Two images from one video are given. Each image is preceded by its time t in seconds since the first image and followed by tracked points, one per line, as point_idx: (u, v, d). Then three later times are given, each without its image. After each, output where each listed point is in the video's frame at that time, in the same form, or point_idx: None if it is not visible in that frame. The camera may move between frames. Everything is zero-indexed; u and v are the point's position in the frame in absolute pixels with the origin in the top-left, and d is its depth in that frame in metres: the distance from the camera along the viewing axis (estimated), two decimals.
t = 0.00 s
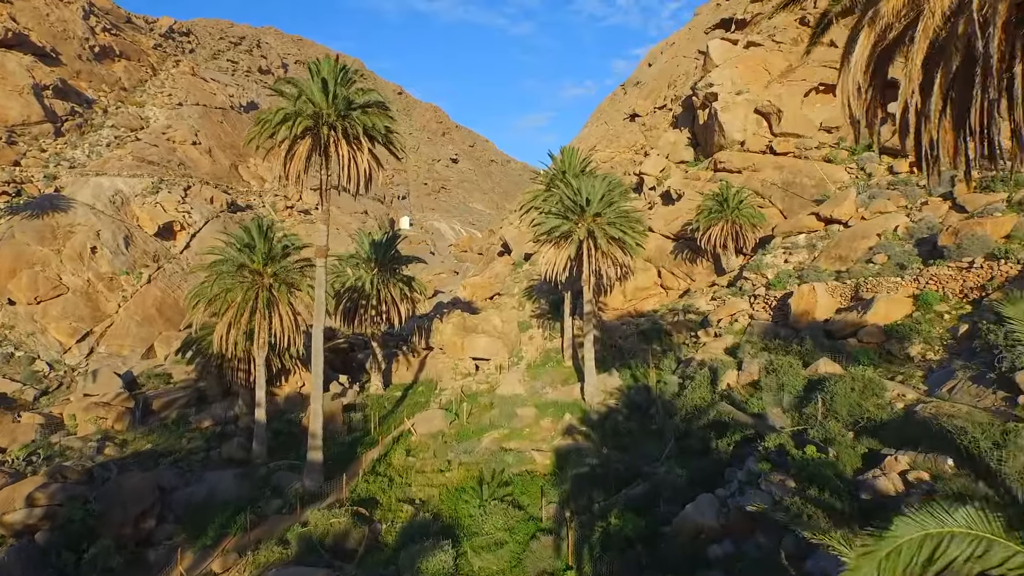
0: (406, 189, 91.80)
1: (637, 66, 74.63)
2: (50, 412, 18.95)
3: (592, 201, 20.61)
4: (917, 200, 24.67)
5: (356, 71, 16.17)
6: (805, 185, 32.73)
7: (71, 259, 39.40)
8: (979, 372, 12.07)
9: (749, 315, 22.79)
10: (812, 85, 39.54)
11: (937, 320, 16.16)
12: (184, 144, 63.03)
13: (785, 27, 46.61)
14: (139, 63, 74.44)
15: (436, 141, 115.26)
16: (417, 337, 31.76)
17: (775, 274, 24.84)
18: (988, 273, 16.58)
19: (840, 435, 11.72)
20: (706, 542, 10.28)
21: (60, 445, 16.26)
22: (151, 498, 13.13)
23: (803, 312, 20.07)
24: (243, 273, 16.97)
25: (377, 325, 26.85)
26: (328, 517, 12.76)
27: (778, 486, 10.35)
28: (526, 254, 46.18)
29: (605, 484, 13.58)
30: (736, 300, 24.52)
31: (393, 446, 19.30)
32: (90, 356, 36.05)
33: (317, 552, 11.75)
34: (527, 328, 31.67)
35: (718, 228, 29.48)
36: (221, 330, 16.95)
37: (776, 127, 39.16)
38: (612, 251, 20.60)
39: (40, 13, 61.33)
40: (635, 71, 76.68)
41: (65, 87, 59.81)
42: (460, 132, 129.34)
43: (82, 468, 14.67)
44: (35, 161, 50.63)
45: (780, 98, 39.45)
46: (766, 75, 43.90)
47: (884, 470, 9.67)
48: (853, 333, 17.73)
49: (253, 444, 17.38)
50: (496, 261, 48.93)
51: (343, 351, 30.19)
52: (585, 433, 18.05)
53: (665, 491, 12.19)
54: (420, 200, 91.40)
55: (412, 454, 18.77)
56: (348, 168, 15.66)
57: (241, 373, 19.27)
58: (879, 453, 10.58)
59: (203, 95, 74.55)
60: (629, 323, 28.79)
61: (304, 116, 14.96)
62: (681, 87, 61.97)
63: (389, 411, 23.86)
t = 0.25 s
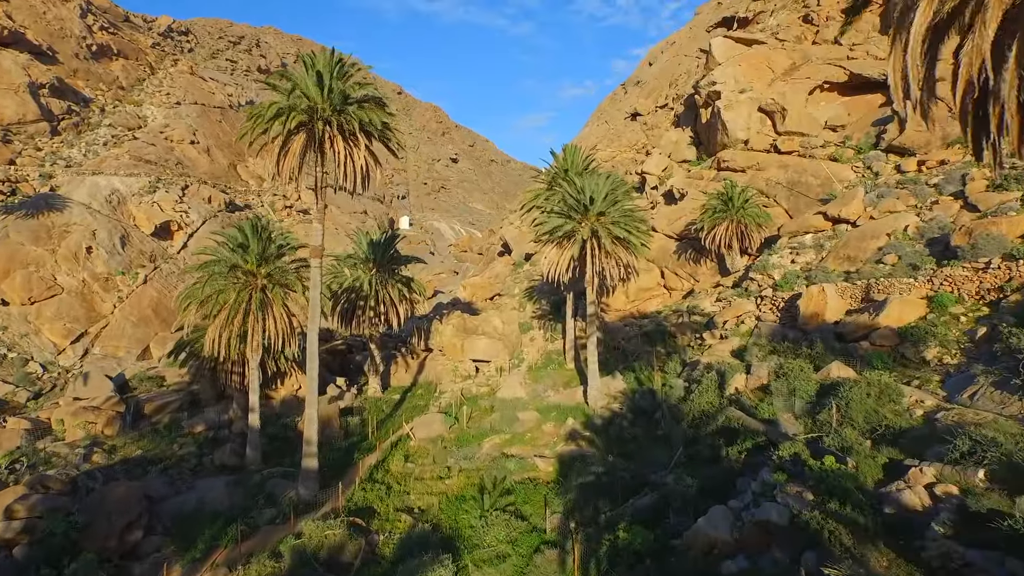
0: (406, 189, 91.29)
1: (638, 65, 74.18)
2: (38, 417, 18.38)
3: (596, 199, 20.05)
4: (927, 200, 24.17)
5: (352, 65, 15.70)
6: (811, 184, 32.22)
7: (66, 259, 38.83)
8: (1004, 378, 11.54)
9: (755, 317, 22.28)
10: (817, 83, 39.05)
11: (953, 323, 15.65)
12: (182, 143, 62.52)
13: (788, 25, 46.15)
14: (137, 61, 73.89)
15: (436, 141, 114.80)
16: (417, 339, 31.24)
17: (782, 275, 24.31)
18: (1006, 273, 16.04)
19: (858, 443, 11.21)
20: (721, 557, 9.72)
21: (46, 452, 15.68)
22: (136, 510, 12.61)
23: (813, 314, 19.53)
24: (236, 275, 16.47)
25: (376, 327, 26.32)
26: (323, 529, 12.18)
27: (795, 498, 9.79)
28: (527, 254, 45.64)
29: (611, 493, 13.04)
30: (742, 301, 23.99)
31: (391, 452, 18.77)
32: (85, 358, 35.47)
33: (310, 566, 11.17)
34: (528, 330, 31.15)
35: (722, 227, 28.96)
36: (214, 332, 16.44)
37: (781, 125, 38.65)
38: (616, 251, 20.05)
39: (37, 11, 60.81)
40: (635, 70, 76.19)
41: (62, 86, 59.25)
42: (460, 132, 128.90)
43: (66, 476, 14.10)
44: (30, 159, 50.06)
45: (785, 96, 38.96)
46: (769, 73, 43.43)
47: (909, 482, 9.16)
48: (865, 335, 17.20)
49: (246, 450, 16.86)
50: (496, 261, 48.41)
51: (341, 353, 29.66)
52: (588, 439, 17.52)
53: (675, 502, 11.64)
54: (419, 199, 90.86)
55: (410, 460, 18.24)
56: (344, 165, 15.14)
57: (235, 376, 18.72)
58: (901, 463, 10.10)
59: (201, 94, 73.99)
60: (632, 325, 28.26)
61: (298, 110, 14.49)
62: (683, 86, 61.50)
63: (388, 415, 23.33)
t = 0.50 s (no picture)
0: (406, 189, 90.82)
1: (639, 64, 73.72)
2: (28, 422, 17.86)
3: (601, 198, 19.56)
4: (938, 198, 23.70)
5: (350, 59, 15.23)
6: (817, 183, 31.74)
7: (61, 259, 38.29)
8: None
9: (763, 319, 21.81)
10: (822, 81, 38.59)
11: (971, 325, 15.16)
12: (180, 142, 62.04)
13: (792, 23, 45.71)
14: (136, 60, 73.34)
15: (436, 140, 114.33)
16: (417, 340, 30.75)
17: (789, 275, 23.83)
18: None
19: (879, 452, 10.72)
20: (737, 573, 9.21)
21: (34, 459, 15.19)
22: (125, 519, 12.31)
23: (823, 315, 19.02)
24: (230, 275, 15.99)
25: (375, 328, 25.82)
26: (319, 540, 11.68)
27: (815, 510, 9.30)
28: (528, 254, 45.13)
29: (619, 503, 12.55)
30: (749, 302, 23.50)
31: (390, 457, 18.28)
32: (80, 359, 34.92)
33: None
34: (529, 331, 30.66)
35: (728, 227, 28.46)
36: (207, 334, 15.93)
37: (785, 124, 38.18)
38: (622, 251, 19.55)
39: (34, 9, 60.30)
40: (636, 69, 75.69)
41: (59, 84, 58.71)
42: (460, 132, 128.42)
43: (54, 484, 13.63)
44: (26, 158, 49.55)
45: (789, 94, 38.50)
46: (773, 71, 42.96)
47: (938, 495, 8.69)
48: (878, 338, 16.70)
49: (242, 455, 16.38)
50: (497, 261, 47.91)
51: (339, 354, 29.15)
52: (594, 444, 17.05)
53: (688, 513, 11.16)
54: (419, 199, 90.35)
55: (411, 466, 17.75)
56: (342, 162, 14.68)
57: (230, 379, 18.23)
58: (926, 474, 9.63)
59: (199, 93, 73.40)
60: (636, 326, 27.77)
61: (293, 104, 14.02)
62: (685, 85, 61.03)
63: (387, 418, 22.83)
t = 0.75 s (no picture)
0: (406, 188, 90.34)
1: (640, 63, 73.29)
2: (19, 425, 17.36)
3: (607, 196, 19.07)
4: (949, 197, 23.24)
5: (349, 51, 14.72)
6: (824, 181, 31.28)
7: (57, 259, 37.74)
8: None
9: (772, 320, 21.35)
10: (827, 79, 38.13)
11: (990, 327, 14.69)
12: (178, 141, 61.55)
13: (796, 21, 45.26)
14: (134, 59, 72.77)
15: (436, 140, 113.87)
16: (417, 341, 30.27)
17: (798, 275, 23.36)
18: None
19: (903, 460, 10.24)
20: None
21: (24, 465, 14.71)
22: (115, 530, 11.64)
23: (835, 316, 18.53)
24: (226, 274, 15.50)
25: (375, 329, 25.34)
26: (318, 551, 11.19)
27: (841, 522, 8.80)
28: (530, 254, 44.64)
29: (630, 512, 12.07)
30: (758, 302, 23.02)
31: (391, 462, 17.81)
32: (76, 361, 34.38)
33: None
34: (532, 331, 30.19)
35: (734, 226, 27.98)
36: (202, 336, 15.42)
37: (790, 122, 37.71)
38: (628, 251, 19.07)
39: (31, 7, 59.82)
40: (637, 68, 75.25)
41: (56, 83, 58.15)
42: (459, 131, 127.94)
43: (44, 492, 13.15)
44: (22, 157, 49.01)
45: (794, 92, 38.03)
46: (778, 69, 42.51)
47: (973, 508, 8.22)
48: (893, 340, 16.22)
49: (238, 461, 15.90)
50: (498, 261, 47.42)
51: (339, 356, 28.66)
52: (601, 449, 16.58)
53: (704, 523, 10.68)
54: (419, 199, 89.85)
55: (412, 471, 17.28)
56: (341, 158, 14.19)
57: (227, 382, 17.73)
58: (957, 485, 9.17)
59: (198, 92, 72.88)
60: (641, 327, 27.30)
61: (291, 98, 13.52)
62: (687, 84, 60.58)
63: (388, 422, 22.36)
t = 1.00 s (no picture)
0: (406, 188, 89.84)
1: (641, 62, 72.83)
2: (10, 430, 16.90)
3: (613, 195, 18.60)
4: (962, 195, 22.78)
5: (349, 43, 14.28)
6: (830, 179, 30.82)
7: (53, 259, 37.26)
8: None
9: (782, 321, 20.91)
10: (833, 76, 37.68)
11: (1011, 329, 14.22)
12: (177, 141, 61.07)
13: (800, 18, 44.83)
14: (133, 58, 72.28)
15: (436, 140, 113.46)
16: (418, 342, 29.83)
17: (807, 275, 22.89)
18: None
19: (930, 470, 9.76)
20: None
21: (13, 472, 14.26)
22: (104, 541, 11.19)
23: (847, 317, 18.02)
24: (222, 274, 15.04)
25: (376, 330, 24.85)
26: (316, 564, 10.73)
27: (869, 537, 8.31)
28: (531, 254, 44.15)
29: (641, 522, 11.63)
30: (766, 303, 22.55)
31: (392, 468, 17.34)
32: (72, 362, 33.87)
33: None
34: (534, 332, 29.71)
35: (741, 225, 27.50)
36: (197, 338, 14.99)
37: (796, 120, 37.24)
38: (635, 251, 18.59)
39: (29, 5, 59.36)
40: (639, 66, 74.78)
41: (54, 81, 57.64)
42: (459, 131, 127.48)
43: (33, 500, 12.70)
44: (18, 156, 48.52)
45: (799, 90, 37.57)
46: (782, 67, 42.06)
47: (1011, 523, 7.76)
48: (909, 341, 15.73)
49: (234, 466, 15.42)
50: (499, 261, 46.93)
51: (338, 357, 28.18)
52: (608, 454, 16.15)
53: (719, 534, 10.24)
54: (419, 199, 89.36)
55: (413, 477, 16.84)
56: (341, 153, 13.76)
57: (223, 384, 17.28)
58: (990, 498, 8.71)
59: (197, 91, 72.38)
60: (646, 328, 26.82)
61: (289, 91, 13.09)
62: (689, 82, 60.10)
63: (389, 425, 21.90)
